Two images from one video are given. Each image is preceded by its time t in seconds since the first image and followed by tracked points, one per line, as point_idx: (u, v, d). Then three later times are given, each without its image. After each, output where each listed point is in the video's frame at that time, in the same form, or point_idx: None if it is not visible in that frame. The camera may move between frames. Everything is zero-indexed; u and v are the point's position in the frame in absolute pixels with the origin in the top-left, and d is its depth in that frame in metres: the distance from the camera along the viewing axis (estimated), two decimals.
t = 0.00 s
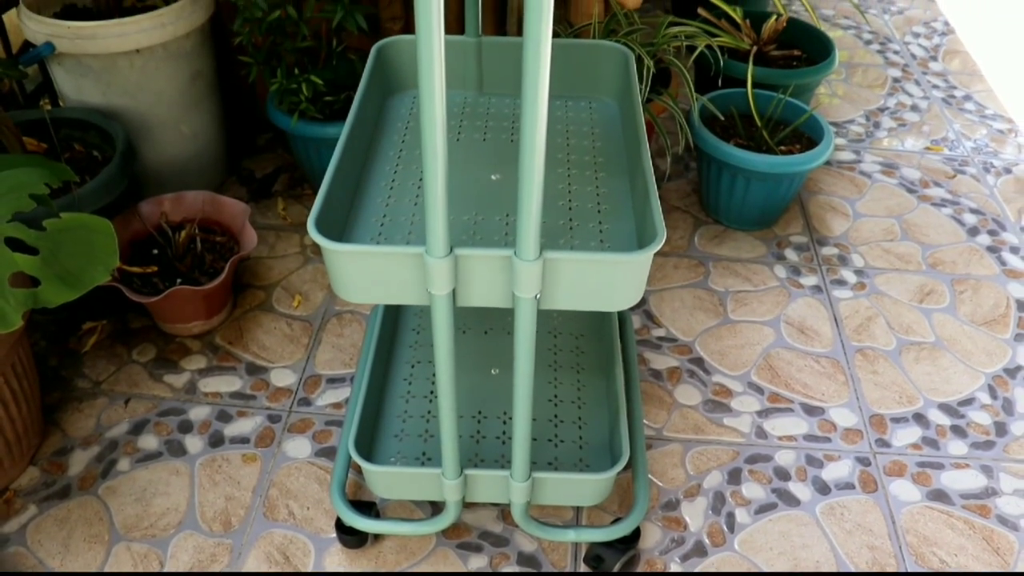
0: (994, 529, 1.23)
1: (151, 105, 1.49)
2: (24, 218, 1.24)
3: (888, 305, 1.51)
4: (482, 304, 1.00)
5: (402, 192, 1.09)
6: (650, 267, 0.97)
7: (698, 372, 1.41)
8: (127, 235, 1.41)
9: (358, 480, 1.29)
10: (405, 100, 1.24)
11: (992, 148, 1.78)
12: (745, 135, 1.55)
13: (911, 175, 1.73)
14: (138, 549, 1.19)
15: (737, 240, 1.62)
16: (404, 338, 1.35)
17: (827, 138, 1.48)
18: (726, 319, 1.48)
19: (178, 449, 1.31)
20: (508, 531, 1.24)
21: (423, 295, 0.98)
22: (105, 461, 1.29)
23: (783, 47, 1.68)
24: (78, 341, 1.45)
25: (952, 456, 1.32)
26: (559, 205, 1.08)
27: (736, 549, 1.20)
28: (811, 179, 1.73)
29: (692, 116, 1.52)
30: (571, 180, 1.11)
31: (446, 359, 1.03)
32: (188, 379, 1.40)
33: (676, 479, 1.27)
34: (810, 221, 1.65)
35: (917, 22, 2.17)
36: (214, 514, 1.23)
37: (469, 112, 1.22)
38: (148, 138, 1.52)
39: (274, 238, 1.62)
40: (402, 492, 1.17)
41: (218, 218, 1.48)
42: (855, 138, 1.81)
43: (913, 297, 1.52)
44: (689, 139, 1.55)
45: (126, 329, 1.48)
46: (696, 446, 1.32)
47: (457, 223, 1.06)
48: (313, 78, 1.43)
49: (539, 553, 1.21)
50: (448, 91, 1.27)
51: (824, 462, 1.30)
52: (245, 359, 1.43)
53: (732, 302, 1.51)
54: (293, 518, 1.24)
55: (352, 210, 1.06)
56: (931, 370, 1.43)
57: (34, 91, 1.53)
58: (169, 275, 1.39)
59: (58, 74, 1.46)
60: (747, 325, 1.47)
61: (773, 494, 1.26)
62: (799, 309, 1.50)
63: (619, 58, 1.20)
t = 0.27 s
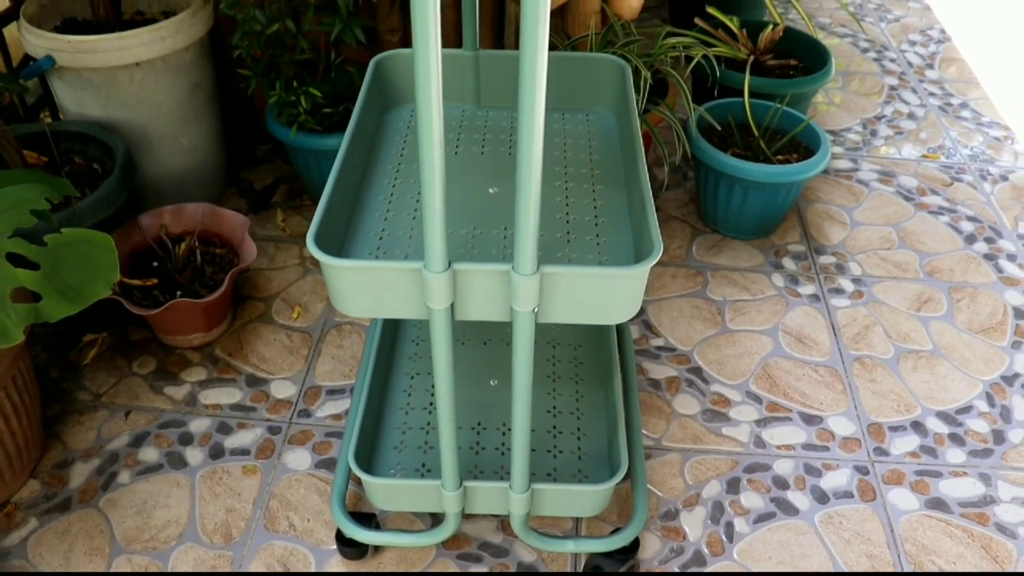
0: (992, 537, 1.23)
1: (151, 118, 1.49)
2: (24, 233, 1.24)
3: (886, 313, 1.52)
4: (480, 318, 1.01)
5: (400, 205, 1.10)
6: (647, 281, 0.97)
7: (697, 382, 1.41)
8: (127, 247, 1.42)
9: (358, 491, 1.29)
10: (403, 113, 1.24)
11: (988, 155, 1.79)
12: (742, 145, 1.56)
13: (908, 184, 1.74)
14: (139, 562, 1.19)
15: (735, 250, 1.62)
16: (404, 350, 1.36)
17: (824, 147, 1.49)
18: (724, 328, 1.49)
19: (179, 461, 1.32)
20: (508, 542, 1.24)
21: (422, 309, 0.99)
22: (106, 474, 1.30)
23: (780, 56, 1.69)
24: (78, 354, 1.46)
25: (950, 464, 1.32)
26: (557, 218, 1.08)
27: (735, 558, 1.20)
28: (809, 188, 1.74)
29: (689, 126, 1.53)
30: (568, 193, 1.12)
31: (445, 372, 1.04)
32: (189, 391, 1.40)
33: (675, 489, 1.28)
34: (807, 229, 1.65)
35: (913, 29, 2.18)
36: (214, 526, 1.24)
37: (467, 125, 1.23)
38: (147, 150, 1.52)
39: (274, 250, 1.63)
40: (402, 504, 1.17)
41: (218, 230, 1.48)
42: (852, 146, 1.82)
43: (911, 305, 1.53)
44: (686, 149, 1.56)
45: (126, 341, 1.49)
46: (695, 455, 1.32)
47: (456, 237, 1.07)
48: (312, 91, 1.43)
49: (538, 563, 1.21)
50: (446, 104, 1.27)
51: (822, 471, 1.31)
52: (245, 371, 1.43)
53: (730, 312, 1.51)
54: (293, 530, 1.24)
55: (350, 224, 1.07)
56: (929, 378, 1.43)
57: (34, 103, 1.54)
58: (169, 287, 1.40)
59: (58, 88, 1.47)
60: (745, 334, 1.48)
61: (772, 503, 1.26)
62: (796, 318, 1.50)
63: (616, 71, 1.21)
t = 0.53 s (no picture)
0: (989, 548, 1.23)
1: (150, 133, 1.50)
2: (23, 249, 1.25)
3: (882, 324, 1.52)
4: (477, 335, 1.01)
5: (397, 222, 1.10)
6: (642, 298, 0.98)
7: (694, 394, 1.42)
8: (127, 262, 1.43)
9: (356, 505, 1.29)
10: (400, 130, 1.25)
11: (983, 166, 1.80)
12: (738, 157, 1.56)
13: (904, 195, 1.74)
14: None
15: (732, 262, 1.63)
16: (402, 364, 1.37)
17: (820, 160, 1.49)
18: (720, 341, 1.49)
19: (178, 475, 1.32)
20: (506, 555, 1.25)
21: (420, 327, 0.99)
22: (106, 488, 1.30)
23: (775, 69, 1.70)
24: (78, 368, 1.46)
25: (947, 475, 1.32)
26: (553, 235, 1.09)
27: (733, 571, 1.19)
28: (805, 200, 1.75)
29: (686, 139, 1.54)
30: (564, 210, 1.13)
31: (442, 389, 1.05)
32: (188, 405, 1.41)
33: (672, 501, 1.27)
34: (803, 241, 1.66)
35: (908, 40, 2.19)
36: (214, 540, 1.24)
37: (464, 141, 1.23)
38: (147, 165, 1.53)
39: (273, 263, 1.63)
40: (401, 518, 1.18)
41: (217, 244, 1.49)
42: (848, 157, 1.83)
43: (907, 316, 1.53)
44: (683, 161, 1.56)
45: (126, 355, 1.49)
46: (692, 467, 1.32)
47: (453, 253, 1.07)
48: (311, 106, 1.44)
49: None
50: (442, 119, 1.28)
51: (819, 482, 1.30)
52: (245, 385, 1.44)
53: (727, 324, 1.52)
54: (293, 543, 1.24)
55: (348, 241, 1.07)
56: (925, 389, 1.44)
57: (35, 117, 1.58)
58: (168, 301, 1.41)
59: (58, 103, 1.48)
60: (742, 346, 1.48)
61: (769, 515, 1.26)
62: (793, 330, 1.51)
63: (611, 87, 1.22)
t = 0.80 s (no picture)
0: (985, 561, 1.22)
1: (151, 146, 1.51)
2: (25, 263, 1.25)
3: (879, 337, 1.53)
4: (475, 351, 1.02)
5: (397, 238, 1.11)
6: (639, 314, 0.99)
7: (691, 407, 1.42)
8: (127, 274, 1.44)
9: (355, 517, 1.29)
10: (399, 145, 1.26)
11: (979, 178, 1.81)
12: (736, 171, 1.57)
13: (901, 207, 1.75)
14: None
15: (730, 274, 1.63)
16: (401, 377, 1.38)
17: (817, 173, 1.50)
18: (718, 353, 1.50)
19: (178, 487, 1.32)
20: (504, 568, 1.25)
21: (418, 343, 1.00)
22: (105, 499, 1.30)
23: (773, 82, 1.71)
24: (78, 380, 1.47)
25: (943, 487, 1.32)
26: (550, 250, 1.10)
27: None
28: (802, 212, 1.75)
29: (683, 153, 1.54)
30: (561, 225, 1.13)
31: (441, 404, 1.05)
32: (188, 417, 1.41)
33: (670, 514, 1.27)
34: (801, 254, 1.67)
35: (905, 52, 2.20)
36: (213, 552, 1.24)
37: (462, 156, 1.24)
38: (147, 178, 1.54)
39: (273, 275, 1.64)
40: (400, 532, 1.18)
41: (217, 257, 1.50)
42: (845, 170, 1.84)
43: (904, 329, 1.54)
44: (680, 174, 1.57)
45: (126, 366, 1.50)
46: (689, 480, 1.32)
47: (452, 269, 1.08)
48: (310, 119, 1.45)
49: None
50: (441, 134, 1.29)
51: (816, 495, 1.30)
52: (244, 397, 1.44)
53: (724, 336, 1.52)
54: (292, 555, 1.24)
55: (348, 257, 1.08)
56: (922, 402, 1.44)
57: (36, 130, 1.59)
58: (168, 313, 1.41)
59: (59, 116, 1.49)
60: (739, 358, 1.48)
61: (766, 528, 1.26)
62: (790, 342, 1.51)
63: (609, 102, 1.23)
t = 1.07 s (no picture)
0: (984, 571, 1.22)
1: (152, 157, 1.52)
2: (27, 276, 1.26)
3: (878, 347, 1.53)
4: (475, 365, 1.03)
5: (397, 251, 1.12)
6: (638, 328, 0.99)
7: (690, 417, 1.42)
8: (128, 285, 1.44)
9: (356, 527, 1.29)
10: (400, 158, 1.27)
11: (977, 188, 1.82)
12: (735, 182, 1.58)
13: (899, 217, 1.76)
14: None
15: (728, 284, 1.64)
16: (401, 388, 1.38)
17: (815, 184, 1.51)
18: (717, 363, 1.50)
19: (179, 497, 1.32)
20: None
21: (419, 357, 1.00)
22: (106, 510, 1.30)
23: (771, 93, 1.71)
24: (79, 391, 1.47)
25: (942, 498, 1.31)
26: (550, 263, 1.10)
27: None
28: (801, 222, 1.76)
29: (682, 164, 1.55)
30: (561, 238, 1.14)
31: (441, 416, 1.06)
32: (189, 428, 1.42)
33: (669, 524, 1.27)
34: (799, 264, 1.67)
35: (903, 62, 2.21)
36: (214, 563, 1.24)
37: (462, 169, 1.25)
38: (149, 189, 1.55)
39: (273, 285, 1.64)
40: (400, 543, 1.19)
41: (218, 268, 1.50)
42: (844, 180, 1.84)
43: (902, 339, 1.54)
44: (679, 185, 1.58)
45: (127, 377, 1.50)
46: (689, 491, 1.32)
47: (452, 282, 1.08)
48: (311, 131, 1.45)
49: None
50: (441, 147, 1.30)
51: (815, 506, 1.30)
52: (245, 408, 1.45)
53: (723, 346, 1.53)
54: (292, 566, 1.23)
55: (348, 270, 1.09)
56: (920, 412, 1.44)
57: (38, 141, 1.60)
58: (169, 325, 1.42)
59: (61, 128, 1.49)
60: (738, 369, 1.49)
61: (765, 538, 1.26)
62: (789, 352, 1.52)
63: (608, 115, 1.23)
